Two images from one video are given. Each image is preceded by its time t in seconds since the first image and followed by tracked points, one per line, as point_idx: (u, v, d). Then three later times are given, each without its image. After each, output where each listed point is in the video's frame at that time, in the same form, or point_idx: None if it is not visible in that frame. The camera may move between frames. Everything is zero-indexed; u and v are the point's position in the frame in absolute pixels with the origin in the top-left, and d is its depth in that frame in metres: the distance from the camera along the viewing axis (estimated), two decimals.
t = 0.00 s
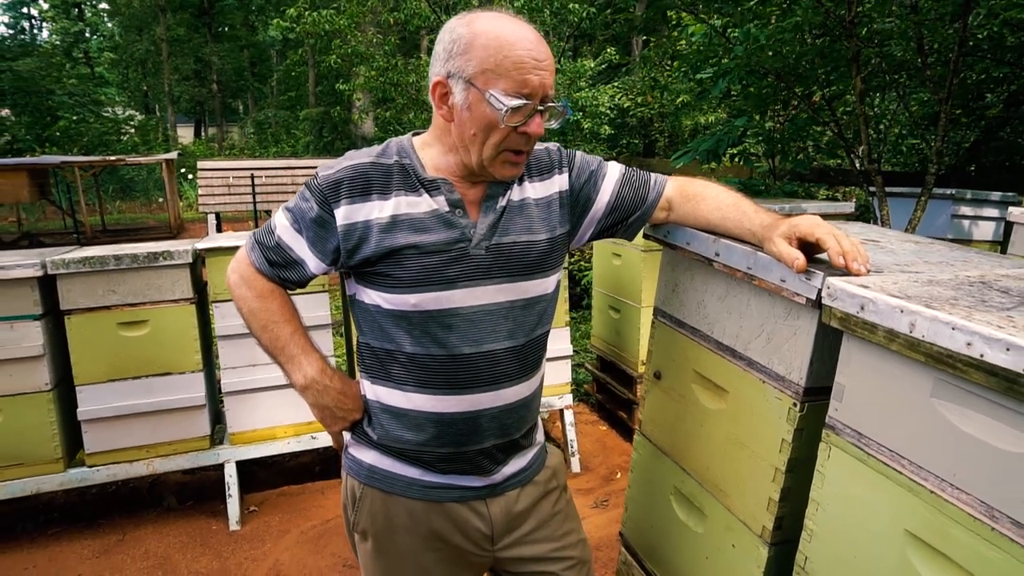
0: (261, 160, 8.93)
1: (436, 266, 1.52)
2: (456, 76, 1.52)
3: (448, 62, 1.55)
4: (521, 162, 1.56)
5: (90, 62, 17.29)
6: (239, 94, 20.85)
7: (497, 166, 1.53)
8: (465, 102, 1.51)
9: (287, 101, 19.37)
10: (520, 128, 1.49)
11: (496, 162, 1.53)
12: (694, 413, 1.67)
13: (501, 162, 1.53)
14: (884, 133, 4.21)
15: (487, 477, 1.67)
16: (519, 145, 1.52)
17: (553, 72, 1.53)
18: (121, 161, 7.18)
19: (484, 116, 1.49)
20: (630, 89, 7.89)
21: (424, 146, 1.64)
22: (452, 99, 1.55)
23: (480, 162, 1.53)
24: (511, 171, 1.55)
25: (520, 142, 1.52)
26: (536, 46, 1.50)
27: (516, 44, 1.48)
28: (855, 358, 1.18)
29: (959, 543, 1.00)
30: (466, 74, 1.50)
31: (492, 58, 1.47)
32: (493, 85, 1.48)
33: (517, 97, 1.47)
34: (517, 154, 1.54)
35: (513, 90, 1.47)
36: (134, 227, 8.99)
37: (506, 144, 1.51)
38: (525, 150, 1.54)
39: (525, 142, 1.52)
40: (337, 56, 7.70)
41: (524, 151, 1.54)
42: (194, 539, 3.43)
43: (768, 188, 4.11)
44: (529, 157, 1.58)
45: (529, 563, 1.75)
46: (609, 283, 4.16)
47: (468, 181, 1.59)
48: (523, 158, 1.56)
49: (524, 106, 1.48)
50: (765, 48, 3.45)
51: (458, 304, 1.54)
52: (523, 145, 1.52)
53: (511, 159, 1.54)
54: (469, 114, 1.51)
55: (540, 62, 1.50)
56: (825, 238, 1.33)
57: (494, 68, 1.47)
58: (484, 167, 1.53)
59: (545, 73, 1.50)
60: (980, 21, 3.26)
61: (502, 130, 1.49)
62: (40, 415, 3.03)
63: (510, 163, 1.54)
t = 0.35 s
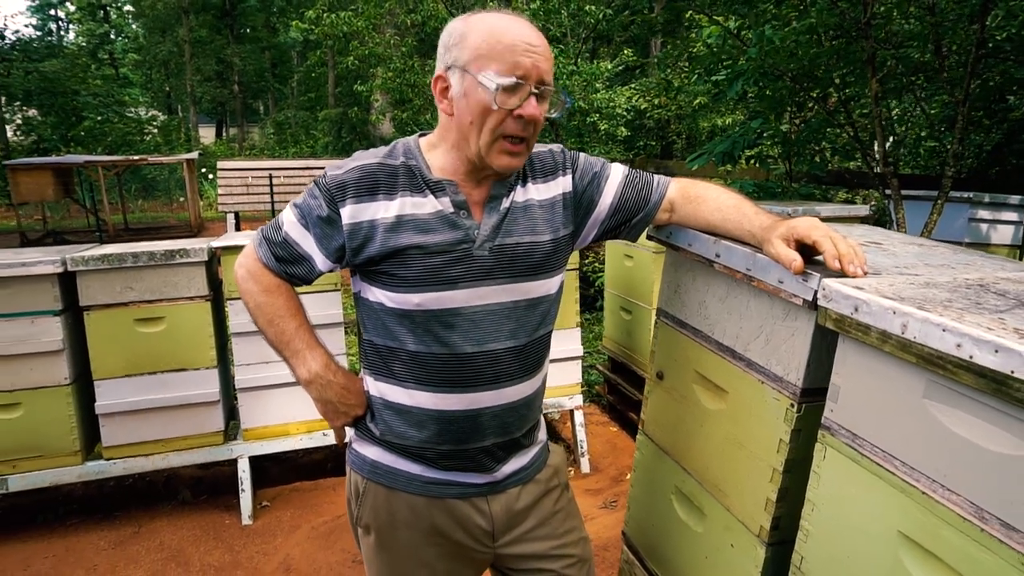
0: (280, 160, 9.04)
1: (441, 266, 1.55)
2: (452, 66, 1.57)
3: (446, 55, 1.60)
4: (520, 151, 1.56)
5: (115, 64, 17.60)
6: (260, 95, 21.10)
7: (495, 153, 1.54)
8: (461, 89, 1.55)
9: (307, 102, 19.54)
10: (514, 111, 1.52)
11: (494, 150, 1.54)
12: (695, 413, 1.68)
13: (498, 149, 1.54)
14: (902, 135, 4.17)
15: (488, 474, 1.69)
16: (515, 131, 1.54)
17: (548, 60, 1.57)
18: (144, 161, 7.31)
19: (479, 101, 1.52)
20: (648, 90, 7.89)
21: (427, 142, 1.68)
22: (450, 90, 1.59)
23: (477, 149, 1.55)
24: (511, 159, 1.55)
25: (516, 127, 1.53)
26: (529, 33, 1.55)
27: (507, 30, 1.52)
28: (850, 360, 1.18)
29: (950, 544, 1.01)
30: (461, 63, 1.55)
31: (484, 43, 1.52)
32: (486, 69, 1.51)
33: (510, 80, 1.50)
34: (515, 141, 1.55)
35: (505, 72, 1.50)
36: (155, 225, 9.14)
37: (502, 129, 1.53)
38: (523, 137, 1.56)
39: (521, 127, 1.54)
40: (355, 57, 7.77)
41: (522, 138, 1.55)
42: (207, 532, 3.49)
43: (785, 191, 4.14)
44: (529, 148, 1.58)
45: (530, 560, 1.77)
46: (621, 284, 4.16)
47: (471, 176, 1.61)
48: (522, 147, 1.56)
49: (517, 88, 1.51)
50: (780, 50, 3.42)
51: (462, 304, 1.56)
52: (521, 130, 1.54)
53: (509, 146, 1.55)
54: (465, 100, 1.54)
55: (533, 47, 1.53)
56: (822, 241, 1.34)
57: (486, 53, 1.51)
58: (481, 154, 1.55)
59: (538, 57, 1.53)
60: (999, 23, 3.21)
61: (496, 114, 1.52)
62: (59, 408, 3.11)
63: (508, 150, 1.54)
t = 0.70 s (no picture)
0: (297, 164, 9.16)
1: (449, 268, 1.58)
2: (450, 65, 1.67)
3: (448, 56, 1.71)
4: (509, 147, 1.59)
5: (137, 69, 17.92)
6: (278, 99, 21.34)
7: (481, 146, 1.58)
8: (455, 86, 1.64)
9: (324, 106, 19.72)
10: (500, 106, 1.58)
11: (480, 143, 1.58)
12: (700, 415, 1.69)
13: (484, 144, 1.58)
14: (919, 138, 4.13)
15: (494, 474, 1.71)
16: (502, 125, 1.58)
17: (541, 61, 1.63)
18: (164, 165, 7.45)
19: (467, 96, 1.60)
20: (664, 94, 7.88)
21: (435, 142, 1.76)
22: (449, 87, 1.69)
23: (467, 142, 1.60)
24: (498, 154, 1.58)
25: (502, 121, 1.58)
26: (523, 34, 1.62)
27: (501, 30, 1.61)
28: (851, 361, 1.19)
29: (948, 545, 1.02)
30: (458, 62, 1.65)
31: (477, 41, 1.61)
32: (476, 65, 1.60)
33: (495, 76, 1.58)
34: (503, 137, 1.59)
35: (491, 67, 1.58)
36: (175, 228, 9.28)
37: (488, 122, 1.58)
38: (510, 133, 1.59)
39: (507, 121, 1.58)
40: (372, 61, 7.86)
41: (510, 134, 1.59)
42: (222, 530, 3.55)
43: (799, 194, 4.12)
44: (519, 146, 1.61)
45: (535, 559, 1.79)
46: (633, 287, 4.16)
47: (471, 176, 1.64)
48: (511, 143, 1.59)
49: (503, 84, 1.58)
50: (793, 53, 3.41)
51: (469, 305, 1.59)
52: (506, 126, 1.58)
53: (496, 141, 1.58)
54: (458, 95, 1.63)
55: (525, 47, 1.60)
56: (823, 244, 1.36)
57: (476, 51, 1.61)
58: (470, 149, 1.60)
59: (528, 56, 1.60)
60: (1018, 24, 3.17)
61: (482, 108, 1.58)
62: (80, 407, 3.18)
63: (494, 144, 1.58)
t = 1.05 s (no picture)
0: (308, 170, 9.24)
1: (459, 276, 1.58)
2: (453, 73, 1.73)
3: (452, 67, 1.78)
4: (510, 143, 1.61)
5: (151, 76, 18.14)
6: (290, 107, 21.52)
7: (482, 144, 1.60)
8: (458, 90, 1.70)
9: (335, 114, 19.86)
10: (499, 104, 1.62)
11: (481, 141, 1.61)
12: (704, 422, 1.69)
13: (485, 141, 1.60)
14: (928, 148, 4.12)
15: (499, 479, 1.72)
16: (501, 122, 1.61)
17: (540, 62, 1.68)
18: (177, 171, 7.53)
19: (468, 98, 1.65)
20: (673, 103, 7.89)
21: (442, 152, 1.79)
22: (452, 94, 1.74)
23: (469, 143, 1.63)
24: (500, 150, 1.60)
25: (501, 118, 1.61)
26: (522, 37, 1.68)
27: (500, 34, 1.68)
28: (853, 370, 1.20)
29: (948, 553, 1.02)
30: (460, 68, 1.71)
31: (477, 46, 1.68)
32: (476, 69, 1.66)
33: (495, 75, 1.63)
34: (504, 134, 1.62)
35: (490, 68, 1.64)
36: (186, 234, 9.35)
37: (488, 121, 1.62)
38: (511, 130, 1.62)
39: (506, 119, 1.61)
40: (383, 70, 7.92)
41: (510, 130, 1.62)
42: (229, 534, 3.57)
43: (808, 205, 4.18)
44: (521, 143, 1.63)
45: (539, 564, 1.80)
46: (640, 295, 4.16)
47: (478, 180, 1.66)
48: (512, 140, 1.61)
49: (501, 83, 1.64)
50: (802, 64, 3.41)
51: (478, 313, 1.60)
52: (507, 123, 1.61)
53: (497, 137, 1.60)
54: (460, 99, 1.68)
55: (522, 49, 1.66)
56: (826, 253, 1.37)
57: (476, 55, 1.67)
58: (471, 148, 1.62)
59: (526, 56, 1.65)
60: None
61: (483, 107, 1.62)
62: (91, 410, 3.22)
63: (495, 140, 1.60)
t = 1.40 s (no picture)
0: (306, 169, 9.23)
1: (457, 271, 1.58)
2: (452, 68, 1.75)
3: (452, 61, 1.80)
4: (498, 142, 1.61)
5: (148, 77, 18.11)
6: (288, 106, 21.48)
7: (472, 141, 1.61)
8: (454, 86, 1.71)
9: (333, 112, 19.80)
10: (490, 102, 1.63)
11: (471, 138, 1.62)
12: (701, 414, 1.70)
13: (474, 138, 1.61)
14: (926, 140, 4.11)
15: (498, 473, 1.73)
16: (491, 121, 1.62)
17: (537, 62, 1.68)
18: (175, 171, 7.52)
19: (462, 94, 1.67)
20: (671, 97, 7.88)
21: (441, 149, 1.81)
22: (449, 89, 1.76)
23: (460, 139, 1.65)
24: (487, 149, 1.60)
25: (491, 116, 1.62)
26: (520, 36, 1.68)
27: (497, 32, 1.68)
28: (845, 360, 1.21)
29: (939, 540, 1.03)
30: (457, 63, 1.72)
31: (474, 43, 1.69)
32: (471, 65, 1.67)
33: (488, 73, 1.64)
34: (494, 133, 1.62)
35: (484, 65, 1.65)
36: (185, 234, 9.35)
37: (478, 119, 1.63)
38: (500, 129, 1.62)
39: (496, 117, 1.62)
40: (380, 68, 7.90)
41: (499, 129, 1.62)
42: (231, 532, 3.59)
43: (805, 197, 4.11)
44: (511, 141, 1.63)
45: (539, 558, 1.81)
46: (639, 290, 4.17)
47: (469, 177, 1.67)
48: (501, 138, 1.61)
49: (494, 82, 1.64)
50: (798, 57, 3.41)
51: (476, 308, 1.61)
52: (496, 121, 1.62)
53: (486, 136, 1.61)
54: (455, 96, 1.70)
55: (519, 48, 1.66)
56: (819, 244, 1.38)
57: (472, 51, 1.68)
58: (462, 144, 1.64)
59: (522, 55, 1.65)
60: None
61: (474, 105, 1.64)
62: (91, 410, 3.23)
63: (484, 138, 1.60)
